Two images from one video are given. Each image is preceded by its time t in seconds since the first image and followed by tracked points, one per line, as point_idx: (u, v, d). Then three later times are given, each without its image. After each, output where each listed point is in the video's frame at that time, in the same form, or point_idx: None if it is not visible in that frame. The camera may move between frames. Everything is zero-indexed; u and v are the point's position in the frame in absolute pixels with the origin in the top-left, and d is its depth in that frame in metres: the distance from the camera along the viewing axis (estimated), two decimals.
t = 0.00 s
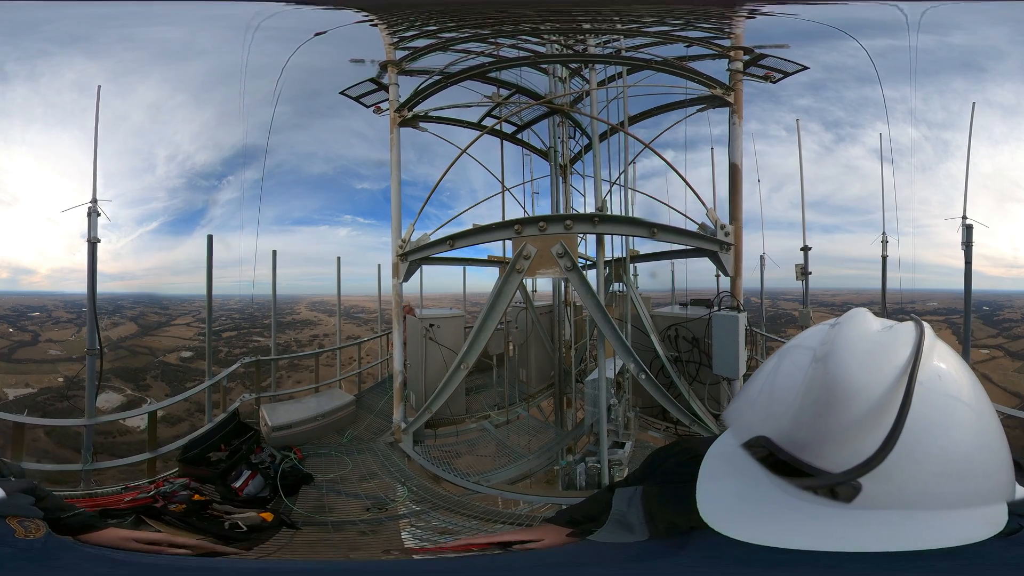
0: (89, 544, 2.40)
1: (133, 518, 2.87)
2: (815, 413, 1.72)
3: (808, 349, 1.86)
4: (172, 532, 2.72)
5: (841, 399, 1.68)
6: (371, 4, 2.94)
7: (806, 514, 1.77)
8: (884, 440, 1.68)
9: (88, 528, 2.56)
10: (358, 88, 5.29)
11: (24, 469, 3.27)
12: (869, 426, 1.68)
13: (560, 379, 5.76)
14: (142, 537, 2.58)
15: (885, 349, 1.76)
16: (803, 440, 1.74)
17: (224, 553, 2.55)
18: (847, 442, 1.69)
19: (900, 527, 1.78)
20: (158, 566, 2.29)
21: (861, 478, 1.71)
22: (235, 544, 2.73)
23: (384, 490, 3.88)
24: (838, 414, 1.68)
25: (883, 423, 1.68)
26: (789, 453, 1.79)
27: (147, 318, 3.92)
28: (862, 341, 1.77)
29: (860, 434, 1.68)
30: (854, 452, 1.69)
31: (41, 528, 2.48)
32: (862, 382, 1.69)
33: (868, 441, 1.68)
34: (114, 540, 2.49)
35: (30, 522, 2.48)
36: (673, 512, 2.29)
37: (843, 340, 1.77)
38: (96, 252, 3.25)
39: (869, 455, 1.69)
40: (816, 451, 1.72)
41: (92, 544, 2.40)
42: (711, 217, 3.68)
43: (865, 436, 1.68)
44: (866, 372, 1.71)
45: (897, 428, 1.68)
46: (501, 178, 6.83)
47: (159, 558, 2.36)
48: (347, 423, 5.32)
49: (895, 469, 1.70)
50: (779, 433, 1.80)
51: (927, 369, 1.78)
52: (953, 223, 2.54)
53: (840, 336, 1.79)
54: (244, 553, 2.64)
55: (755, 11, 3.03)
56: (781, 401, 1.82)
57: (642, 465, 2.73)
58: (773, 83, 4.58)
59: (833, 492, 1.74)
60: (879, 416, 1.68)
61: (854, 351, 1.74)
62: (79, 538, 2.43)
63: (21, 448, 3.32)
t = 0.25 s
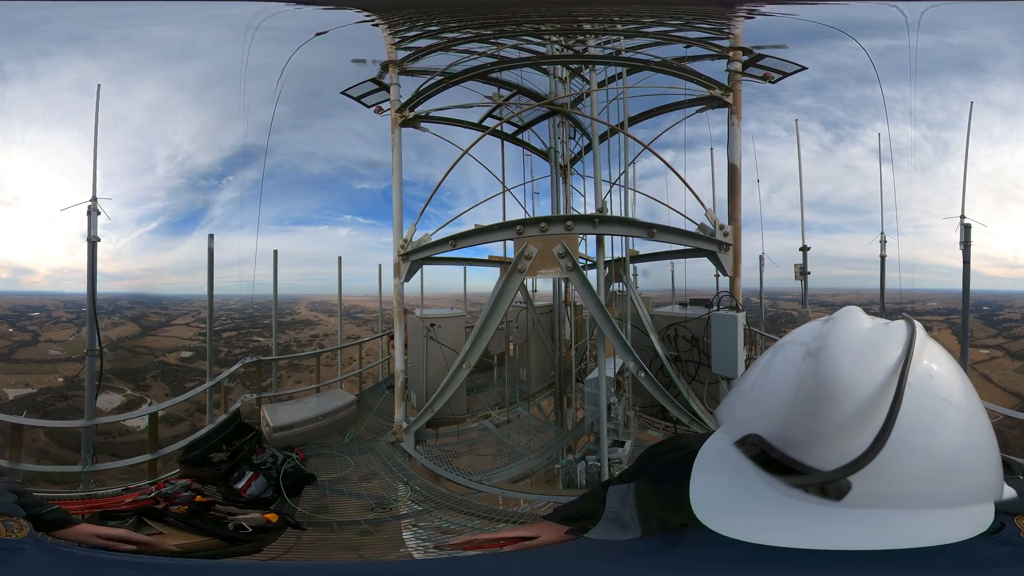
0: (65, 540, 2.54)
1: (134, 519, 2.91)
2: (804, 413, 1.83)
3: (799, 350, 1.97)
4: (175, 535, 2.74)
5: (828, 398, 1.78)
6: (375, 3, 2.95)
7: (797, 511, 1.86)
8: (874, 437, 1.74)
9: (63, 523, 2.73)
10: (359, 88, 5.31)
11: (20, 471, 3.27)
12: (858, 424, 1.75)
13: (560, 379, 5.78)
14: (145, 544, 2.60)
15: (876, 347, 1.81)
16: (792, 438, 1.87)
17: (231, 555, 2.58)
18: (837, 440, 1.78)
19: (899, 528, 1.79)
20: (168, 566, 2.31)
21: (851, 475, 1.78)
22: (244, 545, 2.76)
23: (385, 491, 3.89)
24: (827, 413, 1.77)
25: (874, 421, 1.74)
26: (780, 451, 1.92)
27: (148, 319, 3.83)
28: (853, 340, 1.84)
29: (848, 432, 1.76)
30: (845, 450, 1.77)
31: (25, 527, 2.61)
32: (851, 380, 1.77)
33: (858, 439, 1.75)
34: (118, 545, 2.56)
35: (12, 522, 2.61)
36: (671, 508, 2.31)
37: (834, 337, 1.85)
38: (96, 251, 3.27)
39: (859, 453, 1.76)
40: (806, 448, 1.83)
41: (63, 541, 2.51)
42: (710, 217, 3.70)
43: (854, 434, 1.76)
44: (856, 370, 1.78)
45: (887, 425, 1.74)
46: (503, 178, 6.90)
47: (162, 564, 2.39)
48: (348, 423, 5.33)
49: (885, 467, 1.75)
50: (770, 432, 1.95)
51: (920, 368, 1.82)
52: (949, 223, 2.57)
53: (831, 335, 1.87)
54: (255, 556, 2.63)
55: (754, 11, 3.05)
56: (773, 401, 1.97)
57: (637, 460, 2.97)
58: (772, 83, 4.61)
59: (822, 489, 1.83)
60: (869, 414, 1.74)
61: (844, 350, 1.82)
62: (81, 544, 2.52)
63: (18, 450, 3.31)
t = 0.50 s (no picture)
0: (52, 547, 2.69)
1: (139, 527, 2.88)
2: (785, 407, 1.84)
3: (784, 344, 1.98)
4: (184, 539, 2.74)
5: (809, 394, 1.79)
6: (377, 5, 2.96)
7: (773, 505, 1.92)
8: (851, 438, 1.75)
9: (51, 528, 2.86)
10: (363, 87, 5.33)
11: (15, 472, 3.31)
12: (838, 422, 1.76)
13: (561, 378, 5.82)
14: (152, 552, 2.62)
15: (860, 346, 1.81)
16: (774, 433, 1.88)
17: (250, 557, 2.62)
18: (817, 437, 1.79)
19: (870, 526, 1.84)
20: (178, 572, 2.36)
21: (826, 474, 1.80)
22: (261, 548, 2.79)
23: (387, 490, 3.91)
24: (805, 410, 1.79)
25: (851, 420, 1.75)
26: (761, 444, 1.94)
27: (149, 320, 3.89)
28: (836, 338, 1.84)
29: (828, 430, 1.77)
30: (823, 447, 1.79)
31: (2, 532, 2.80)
32: (832, 378, 1.78)
33: (834, 439, 1.77)
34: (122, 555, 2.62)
35: None
36: (666, 500, 2.38)
37: (818, 333, 1.86)
38: (94, 250, 3.30)
39: (835, 452, 1.78)
40: (785, 444, 1.85)
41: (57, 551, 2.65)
42: (708, 218, 3.73)
43: (833, 432, 1.77)
44: (836, 368, 1.79)
45: (865, 426, 1.75)
46: (505, 178, 6.85)
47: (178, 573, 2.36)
48: (351, 423, 5.35)
49: (860, 467, 1.78)
50: (752, 425, 1.97)
51: (902, 370, 1.82)
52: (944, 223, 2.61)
53: (814, 332, 1.87)
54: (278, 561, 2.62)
55: (752, 11, 3.07)
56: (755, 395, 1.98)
57: (630, 454, 3.07)
58: (770, 84, 4.64)
59: (797, 485, 1.86)
60: (848, 413, 1.76)
61: (826, 348, 1.83)
62: (87, 556, 2.61)
63: (14, 452, 3.37)
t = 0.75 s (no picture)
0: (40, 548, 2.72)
1: (140, 528, 2.89)
2: (781, 405, 1.81)
3: (780, 340, 1.95)
4: (186, 542, 2.75)
5: (805, 392, 1.77)
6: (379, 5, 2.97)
7: (763, 502, 1.93)
8: (843, 436, 1.76)
9: (33, 529, 2.90)
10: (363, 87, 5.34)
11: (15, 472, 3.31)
12: (832, 421, 1.76)
13: (562, 378, 5.84)
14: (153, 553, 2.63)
15: (855, 345, 1.82)
16: (768, 431, 1.85)
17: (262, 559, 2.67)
18: (810, 436, 1.78)
19: (856, 523, 1.88)
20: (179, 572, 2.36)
21: (819, 473, 1.81)
22: (267, 548, 2.82)
23: (387, 490, 3.91)
24: (802, 409, 1.77)
25: (844, 419, 1.76)
26: (754, 442, 1.91)
27: (148, 320, 4.02)
28: (833, 336, 1.83)
29: (821, 428, 1.77)
30: (816, 446, 1.79)
31: None
32: (827, 376, 1.77)
33: (828, 437, 1.77)
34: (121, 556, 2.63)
35: None
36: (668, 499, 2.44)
37: (816, 331, 1.84)
38: (93, 249, 3.30)
39: (828, 451, 1.78)
40: (779, 442, 1.83)
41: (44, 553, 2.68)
42: (707, 219, 3.73)
43: (826, 430, 1.77)
44: (832, 366, 1.78)
45: (857, 425, 1.76)
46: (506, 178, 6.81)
47: (182, 575, 2.37)
48: (351, 423, 5.36)
49: (851, 468, 1.80)
50: (746, 423, 1.92)
51: (893, 369, 1.84)
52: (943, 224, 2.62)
53: (811, 330, 1.86)
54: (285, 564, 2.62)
55: (751, 11, 3.07)
56: (748, 391, 1.93)
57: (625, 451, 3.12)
58: (769, 84, 4.65)
59: (790, 484, 1.85)
60: (841, 411, 1.77)
61: (823, 346, 1.81)
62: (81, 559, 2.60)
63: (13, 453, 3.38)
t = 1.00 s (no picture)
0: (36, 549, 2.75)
1: (137, 528, 2.89)
2: (775, 403, 1.84)
3: (774, 339, 1.98)
4: (182, 541, 2.75)
5: (798, 391, 1.80)
6: (379, 4, 2.96)
7: (759, 500, 1.96)
8: (838, 436, 1.77)
9: (25, 528, 2.95)
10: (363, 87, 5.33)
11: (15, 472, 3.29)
12: (826, 420, 1.78)
13: (562, 378, 5.84)
14: (151, 553, 2.62)
15: (849, 344, 1.84)
16: (763, 429, 1.88)
17: (255, 560, 2.65)
18: (804, 435, 1.80)
19: (853, 523, 1.89)
20: (178, 572, 2.36)
21: (812, 471, 1.83)
22: (261, 549, 2.81)
23: (387, 491, 3.90)
24: (795, 408, 1.80)
25: (839, 419, 1.77)
26: (749, 440, 1.94)
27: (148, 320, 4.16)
28: (826, 335, 1.86)
29: (815, 427, 1.78)
30: (811, 445, 1.80)
31: None
32: (821, 375, 1.80)
33: (823, 437, 1.78)
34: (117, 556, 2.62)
35: None
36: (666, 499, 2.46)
37: (810, 331, 1.87)
38: (93, 249, 3.30)
39: (823, 450, 1.79)
40: (774, 440, 1.86)
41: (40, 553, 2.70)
42: (709, 218, 3.73)
43: (821, 429, 1.79)
44: (826, 365, 1.81)
45: (852, 424, 1.76)
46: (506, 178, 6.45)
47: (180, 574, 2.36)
48: (351, 424, 5.35)
49: (845, 467, 1.81)
50: (741, 422, 1.96)
51: (888, 369, 1.84)
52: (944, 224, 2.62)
53: (804, 329, 1.89)
54: (280, 564, 2.62)
55: (752, 11, 3.07)
56: (744, 389, 1.97)
57: (618, 454, 3.18)
58: (770, 84, 4.64)
59: (785, 482, 1.89)
60: (835, 411, 1.78)
61: (816, 345, 1.84)
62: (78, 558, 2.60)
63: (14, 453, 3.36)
